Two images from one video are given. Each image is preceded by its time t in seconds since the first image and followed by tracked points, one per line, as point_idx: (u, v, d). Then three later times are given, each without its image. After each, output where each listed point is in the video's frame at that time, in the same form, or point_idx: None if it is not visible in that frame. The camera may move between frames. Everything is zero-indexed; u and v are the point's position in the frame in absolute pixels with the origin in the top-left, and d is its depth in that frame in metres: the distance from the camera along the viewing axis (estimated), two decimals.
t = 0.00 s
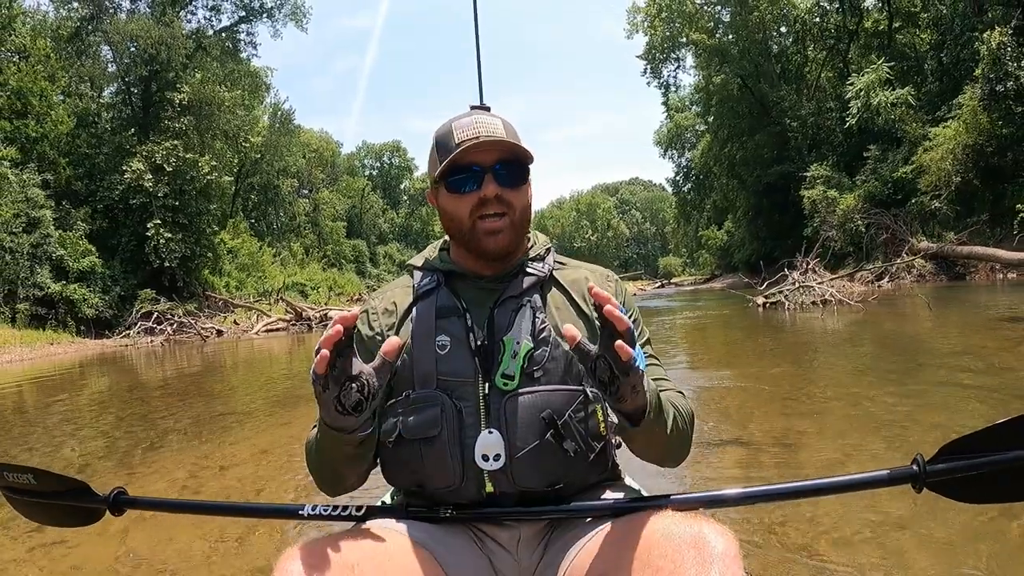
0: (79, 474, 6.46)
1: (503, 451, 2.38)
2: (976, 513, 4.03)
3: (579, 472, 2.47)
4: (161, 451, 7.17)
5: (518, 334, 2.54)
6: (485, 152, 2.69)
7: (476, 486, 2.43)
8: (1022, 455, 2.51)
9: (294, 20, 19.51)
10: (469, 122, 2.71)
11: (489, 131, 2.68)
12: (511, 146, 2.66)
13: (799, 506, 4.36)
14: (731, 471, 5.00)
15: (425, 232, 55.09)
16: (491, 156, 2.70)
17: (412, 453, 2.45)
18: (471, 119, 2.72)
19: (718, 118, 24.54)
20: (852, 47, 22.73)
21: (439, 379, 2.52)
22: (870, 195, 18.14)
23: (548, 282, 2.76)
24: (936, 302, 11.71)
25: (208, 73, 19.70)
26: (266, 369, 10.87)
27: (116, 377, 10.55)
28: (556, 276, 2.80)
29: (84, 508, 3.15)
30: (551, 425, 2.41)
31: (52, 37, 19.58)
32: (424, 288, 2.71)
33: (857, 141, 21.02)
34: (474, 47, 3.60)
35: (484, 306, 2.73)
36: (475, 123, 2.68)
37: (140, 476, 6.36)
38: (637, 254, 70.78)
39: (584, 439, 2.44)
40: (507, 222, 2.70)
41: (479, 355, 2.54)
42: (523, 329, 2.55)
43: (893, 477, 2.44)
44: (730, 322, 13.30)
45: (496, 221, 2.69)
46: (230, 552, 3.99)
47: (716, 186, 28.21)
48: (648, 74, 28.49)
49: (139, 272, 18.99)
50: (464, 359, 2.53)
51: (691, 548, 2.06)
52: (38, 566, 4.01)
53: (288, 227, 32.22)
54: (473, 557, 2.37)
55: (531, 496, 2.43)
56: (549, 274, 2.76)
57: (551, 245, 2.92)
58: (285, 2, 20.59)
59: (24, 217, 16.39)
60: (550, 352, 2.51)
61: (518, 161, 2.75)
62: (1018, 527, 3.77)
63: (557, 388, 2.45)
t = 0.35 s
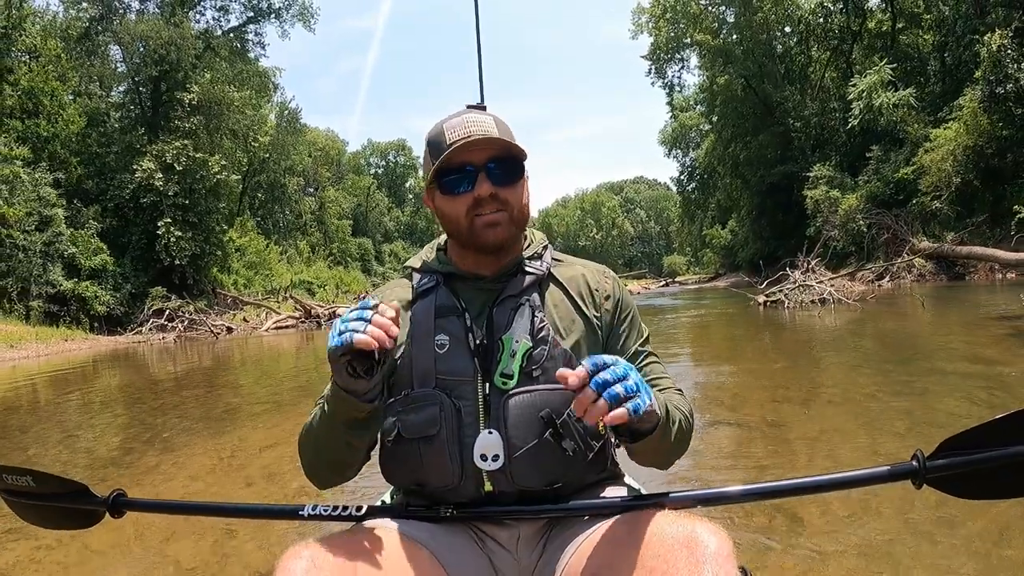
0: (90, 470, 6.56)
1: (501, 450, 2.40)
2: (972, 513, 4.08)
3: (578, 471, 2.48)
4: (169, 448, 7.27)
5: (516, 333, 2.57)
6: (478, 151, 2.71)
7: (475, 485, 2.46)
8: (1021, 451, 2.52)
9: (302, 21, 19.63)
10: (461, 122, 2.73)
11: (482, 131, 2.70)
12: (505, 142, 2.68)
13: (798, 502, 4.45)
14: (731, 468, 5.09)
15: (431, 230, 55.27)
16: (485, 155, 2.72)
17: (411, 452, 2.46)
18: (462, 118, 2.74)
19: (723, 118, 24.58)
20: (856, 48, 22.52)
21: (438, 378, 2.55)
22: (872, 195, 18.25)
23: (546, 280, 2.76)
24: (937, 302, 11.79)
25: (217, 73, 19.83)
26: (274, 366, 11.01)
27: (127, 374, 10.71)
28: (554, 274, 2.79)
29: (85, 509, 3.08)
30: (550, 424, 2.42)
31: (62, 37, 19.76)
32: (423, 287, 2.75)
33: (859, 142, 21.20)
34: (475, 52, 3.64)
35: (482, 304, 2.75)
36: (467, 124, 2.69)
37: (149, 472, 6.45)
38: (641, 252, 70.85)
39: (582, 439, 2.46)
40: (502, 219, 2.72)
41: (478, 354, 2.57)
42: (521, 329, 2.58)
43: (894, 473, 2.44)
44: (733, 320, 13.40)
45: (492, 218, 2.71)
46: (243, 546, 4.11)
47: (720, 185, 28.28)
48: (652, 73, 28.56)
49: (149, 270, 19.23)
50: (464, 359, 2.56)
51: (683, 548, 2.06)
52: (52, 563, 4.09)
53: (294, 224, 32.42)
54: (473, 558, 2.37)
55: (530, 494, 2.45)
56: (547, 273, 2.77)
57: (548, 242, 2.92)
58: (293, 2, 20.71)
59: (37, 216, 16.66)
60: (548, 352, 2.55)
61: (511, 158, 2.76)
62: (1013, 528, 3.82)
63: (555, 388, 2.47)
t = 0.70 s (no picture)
0: (97, 471, 6.60)
1: (500, 442, 2.26)
2: (976, 515, 4.06)
3: (578, 466, 2.35)
4: (176, 449, 7.31)
5: (517, 327, 2.42)
6: (436, 163, 2.49)
7: (475, 478, 2.32)
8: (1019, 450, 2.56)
9: (310, 24, 19.83)
10: (417, 135, 2.52)
11: (437, 141, 2.47)
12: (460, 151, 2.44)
13: (805, 504, 4.44)
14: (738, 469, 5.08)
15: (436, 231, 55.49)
16: (443, 165, 2.49)
17: (410, 446, 2.33)
18: (418, 131, 2.53)
19: (727, 120, 24.66)
20: (858, 50, 22.99)
21: (438, 372, 2.39)
22: (874, 197, 18.38)
23: (543, 278, 2.60)
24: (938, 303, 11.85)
25: (226, 76, 19.99)
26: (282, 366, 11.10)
27: (137, 373, 10.81)
28: (551, 273, 2.62)
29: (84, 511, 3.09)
30: (550, 415, 2.30)
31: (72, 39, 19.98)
32: (422, 288, 2.56)
33: (862, 143, 21.37)
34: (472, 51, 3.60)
35: (482, 299, 2.57)
36: (421, 135, 2.48)
37: (155, 473, 6.49)
38: (646, 253, 71.00)
39: (580, 431, 2.34)
40: (474, 227, 2.50)
41: (477, 348, 2.42)
42: (521, 322, 2.43)
43: (893, 472, 2.45)
44: (737, 320, 13.47)
45: (463, 227, 2.50)
46: (252, 548, 4.13)
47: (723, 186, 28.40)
48: (656, 75, 28.66)
49: (160, 271, 19.45)
50: (464, 353, 2.40)
51: (677, 549, 1.89)
52: (58, 566, 4.10)
53: (300, 225, 32.64)
54: (474, 557, 2.25)
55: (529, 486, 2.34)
56: (544, 272, 2.60)
57: (541, 242, 2.74)
58: (301, 5, 20.91)
59: (49, 218, 16.97)
60: (548, 345, 2.40)
61: (474, 163, 2.52)
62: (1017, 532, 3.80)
63: (554, 379, 2.35)
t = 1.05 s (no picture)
0: (108, 466, 6.71)
1: (499, 427, 2.32)
2: (973, 516, 4.10)
3: (576, 455, 2.39)
4: (185, 445, 7.42)
5: (515, 318, 2.48)
6: (438, 165, 2.54)
7: (474, 466, 2.36)
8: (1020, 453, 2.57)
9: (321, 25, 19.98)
10: (422, 137, 2.58)
11: (441, 144, 2.53)
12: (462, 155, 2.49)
13: (806, 502, 4.49)
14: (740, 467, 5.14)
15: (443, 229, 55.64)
16: (445, 168, 2.54)
17: (410, 434, 2.38)
18: (424, 133, 2.59)
19: (733, 121, 24.70)
20: (865, 51, 23.01)
21: (439, 361, 2.45)
22: (879, 199, 18.44)
23: (543, 275, 2.65)
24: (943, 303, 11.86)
25: (238, 76, 20.15)
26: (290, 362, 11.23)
27: (148, 370, 10.95)
28: (549, 269, 2.68)
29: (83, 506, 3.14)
30: (547, 401, 2.36)
31: (85, 39, 20.21)
32: (424, 283, 2.62)
33: (867, 144, 21.41)
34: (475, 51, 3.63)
35: (483, 293, 2.63)
36: (425, 139, 2.53)
37: (165, 468, 6.59)
38: (652, 252, 71.01)
39: (578, 419, 2.39)
40: (472, 229, 2.56)
41: (477, 338, 2.48)
42: (519, 313, 2.50)
43: (892, 475, 2.47)
44: (742, 320, 13.53)
45: (462, 230, 2.55)
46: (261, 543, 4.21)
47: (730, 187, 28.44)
48: (664, 76, 28.72)
49: (172, 269, 19.68)
50: (464, 342, 2.46)
51: (670, 548, 1.87)
52: (71, 560, 4.20)
53: (309, 223, 32.85)
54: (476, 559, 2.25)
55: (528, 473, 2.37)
56: (543, 268, 2.66)
57: (541, 241, 2.79)
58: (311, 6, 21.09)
59: (65, 215, 17.29)
60: (546, 336, 2.46)
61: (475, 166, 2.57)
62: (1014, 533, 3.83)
63: (553, 367, 2.40)
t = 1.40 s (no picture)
0: (122, 462, 6.87)
1: (500, 423, 2.38)
2: (969, 516, 4.16)
3: (575, 452, 2.44)
4: (197, 441, 7.56)
5: (517, 317, 2.57)
6: (471, 154, 2.65)
7: (475, 462, 2.42)
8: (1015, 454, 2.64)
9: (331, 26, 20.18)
10: (458, 127, 2.68)
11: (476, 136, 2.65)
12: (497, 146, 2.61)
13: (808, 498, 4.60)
14: (744, 462, 5.25)
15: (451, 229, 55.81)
16: (478, 159, 2.66)
17: (413, 431, 2.43)
18: (459, 124, 2.70)
19: (740, 122, 24.75)
20: (871, 52, 22.93)
21: (442, 358, 2.51)
22: (884, 199, 18.56)
23: (545, 276, 2.74)
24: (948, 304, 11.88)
25: (250, 77, 20.35)
26: (302, 360, 11.41)
27: (164, 366, 11.16)
28: (552, 270, 2.76)
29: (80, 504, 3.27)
30: (547, 398, 2.42)
31: (98, 40, 20.45)
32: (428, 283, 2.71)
33: (873, 145, 21.46)
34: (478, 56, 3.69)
35: (486, 293, 2.71)
36: (462, 127, 2.64)
37: (177, 463, 6.72)
38: (660, 251, 70.98)
39: (577, 416, 2.45)
40: (496, 220, 2.67)
41: (480, 336, 2.56)
42: (522, 312, 2.58)
43: (889, 476, 2.54)
44: (748, 318, 13.63)
45: (485, 219, 2.66)
46: (277, 536, 4.36)
47: (737, 186, 28.45)
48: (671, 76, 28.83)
49: (185, 267, 19.95)
50: (466, 340, 2.53)
51: (664, 547, 1.91)
52: (88, 553, 4.33)
53: (318, 222, 33.11)
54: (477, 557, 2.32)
55: (527, 470, 2.43)
56: (546, 269, 2.74)
57: (545, 244, 2.89)
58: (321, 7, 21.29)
59: (80, 214, 17.60)
60: (547, 335, 2.55)
61: (505, 162, 2.70)
62: (1009, 533, 3.89)
63: (554, 365, 2.48)
